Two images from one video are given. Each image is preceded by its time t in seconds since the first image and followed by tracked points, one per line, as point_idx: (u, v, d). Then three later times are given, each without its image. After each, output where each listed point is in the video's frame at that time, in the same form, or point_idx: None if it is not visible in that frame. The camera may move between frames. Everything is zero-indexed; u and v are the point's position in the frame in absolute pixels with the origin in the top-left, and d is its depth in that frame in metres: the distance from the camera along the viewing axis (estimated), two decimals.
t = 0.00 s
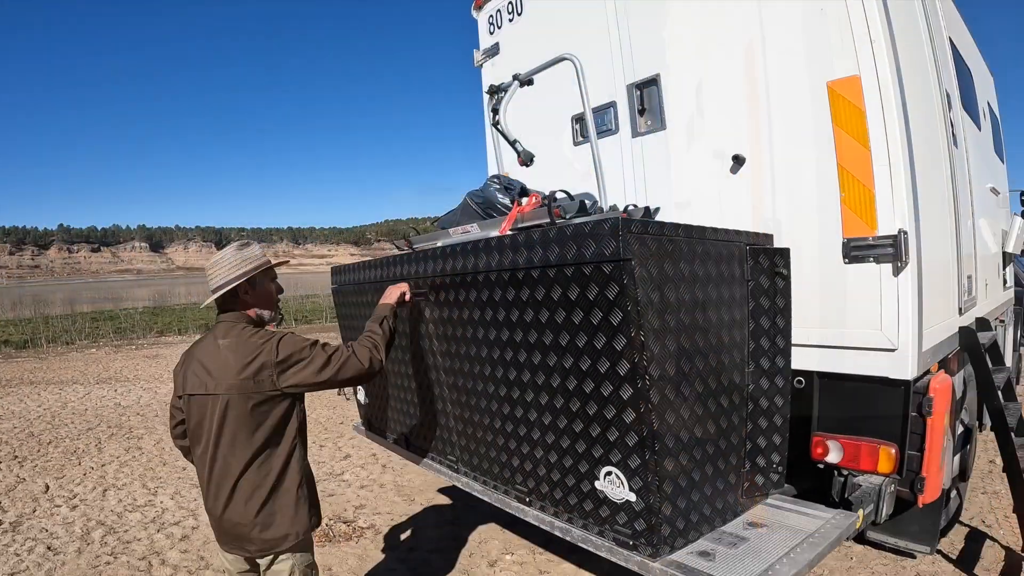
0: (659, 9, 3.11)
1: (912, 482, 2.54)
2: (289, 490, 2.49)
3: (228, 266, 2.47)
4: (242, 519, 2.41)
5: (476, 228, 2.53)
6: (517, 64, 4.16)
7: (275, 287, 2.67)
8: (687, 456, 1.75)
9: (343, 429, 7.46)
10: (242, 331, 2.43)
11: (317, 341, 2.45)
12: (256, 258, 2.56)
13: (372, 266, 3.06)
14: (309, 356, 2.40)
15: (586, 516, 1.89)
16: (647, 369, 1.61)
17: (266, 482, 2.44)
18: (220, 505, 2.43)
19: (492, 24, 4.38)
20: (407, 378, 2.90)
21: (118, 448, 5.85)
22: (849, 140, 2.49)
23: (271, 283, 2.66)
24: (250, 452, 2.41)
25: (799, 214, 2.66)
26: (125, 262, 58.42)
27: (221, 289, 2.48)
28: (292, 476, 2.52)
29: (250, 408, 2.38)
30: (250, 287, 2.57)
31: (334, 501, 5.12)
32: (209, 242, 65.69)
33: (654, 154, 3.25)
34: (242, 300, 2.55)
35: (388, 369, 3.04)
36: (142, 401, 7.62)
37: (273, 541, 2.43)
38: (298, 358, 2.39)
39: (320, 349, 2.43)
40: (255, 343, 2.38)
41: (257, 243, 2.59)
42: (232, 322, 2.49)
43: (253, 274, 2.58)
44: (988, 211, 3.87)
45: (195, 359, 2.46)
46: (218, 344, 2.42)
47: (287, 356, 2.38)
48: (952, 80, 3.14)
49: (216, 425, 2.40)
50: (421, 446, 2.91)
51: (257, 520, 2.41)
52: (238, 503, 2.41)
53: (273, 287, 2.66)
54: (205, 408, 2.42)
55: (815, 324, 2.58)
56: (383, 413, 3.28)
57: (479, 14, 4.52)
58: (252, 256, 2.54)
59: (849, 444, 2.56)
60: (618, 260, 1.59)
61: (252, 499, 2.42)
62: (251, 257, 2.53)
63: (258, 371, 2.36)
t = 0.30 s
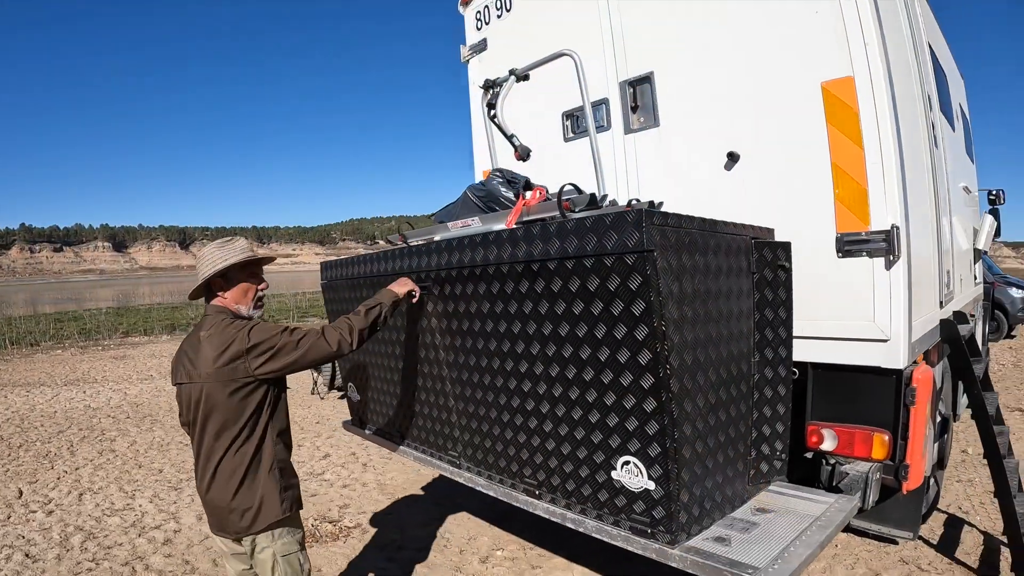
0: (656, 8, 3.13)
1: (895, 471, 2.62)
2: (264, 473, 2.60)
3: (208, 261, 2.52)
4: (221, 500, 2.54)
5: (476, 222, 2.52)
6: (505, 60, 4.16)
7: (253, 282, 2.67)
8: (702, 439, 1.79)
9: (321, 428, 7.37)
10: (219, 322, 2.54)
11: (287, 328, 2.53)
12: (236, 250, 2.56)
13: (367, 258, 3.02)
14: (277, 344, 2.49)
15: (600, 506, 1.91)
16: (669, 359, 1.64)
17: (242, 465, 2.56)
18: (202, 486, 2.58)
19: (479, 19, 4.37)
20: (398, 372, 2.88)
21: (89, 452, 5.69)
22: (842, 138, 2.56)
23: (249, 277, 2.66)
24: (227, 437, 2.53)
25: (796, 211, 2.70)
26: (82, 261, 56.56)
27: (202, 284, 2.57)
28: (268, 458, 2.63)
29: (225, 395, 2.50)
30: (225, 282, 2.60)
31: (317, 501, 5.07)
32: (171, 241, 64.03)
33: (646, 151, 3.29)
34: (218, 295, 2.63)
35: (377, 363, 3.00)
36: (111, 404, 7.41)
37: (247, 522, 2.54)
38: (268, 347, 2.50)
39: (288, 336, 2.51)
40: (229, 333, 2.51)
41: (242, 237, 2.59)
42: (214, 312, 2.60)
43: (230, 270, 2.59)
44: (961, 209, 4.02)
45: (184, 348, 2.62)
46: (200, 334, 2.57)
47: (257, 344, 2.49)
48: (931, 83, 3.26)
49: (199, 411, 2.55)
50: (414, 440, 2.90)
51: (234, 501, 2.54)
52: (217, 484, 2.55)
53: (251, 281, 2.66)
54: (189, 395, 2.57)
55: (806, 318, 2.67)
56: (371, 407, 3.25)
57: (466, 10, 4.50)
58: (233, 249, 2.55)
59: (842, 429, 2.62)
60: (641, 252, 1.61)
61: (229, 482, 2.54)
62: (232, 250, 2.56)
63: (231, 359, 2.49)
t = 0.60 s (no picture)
0: (655, 7, 3.22)
1: (875, 453, 2.74)
2: (256, 457, 2.60)
3: (213, 251, 2.53)
4: (214, 482, 2.56)
5: (482, 216, 2.58)
6: (495, 61, 4.24)
7: (255, 274, 2.66)
8: (713, 419, 1.91)
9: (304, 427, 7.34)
10: (220, 310, 2.56)
11: (285, 318, 2.56)
12: (241, 242, 2.56)
13: (367, 252, 3.04)
14: (273, 334, 2.52)
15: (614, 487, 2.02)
16: (686, 342, 1.76)
17: (234, 449, 2.57)
18: (197, 468, 2.60)
19: (468, 19, 4.43)
20: (397, 362, 2.92)
21: (66, 456, 5.60)
22: (830, 138, 2.69)
23: (252, 269, 2.65)
24: (222, 421, 2.55)
25: (784, 208, 2.83)
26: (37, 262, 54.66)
27: (205, 273, 2.58)
28: (262, 443, 2.63)
29: (220, 380, 2.53)
30: (227, 273, 2.61)
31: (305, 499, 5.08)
32: (132, 241, 62.29)
33: (637, 150, 3.39)
34: (221, 286, 2.64)
35: (374, 354, 3.04)
36: (85, 407, 7.29)
37: (238, 505, 2.55)
38: (264, 334, 2.51)
39: (285, 326, 2.54)
40: (227, 320, 2.53)
41: (248, 230, 2.59)
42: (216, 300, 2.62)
43: (233, 262, 2.59)
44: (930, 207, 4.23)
45: (187, 333, 2.65)
46: (201, 320, 2.60)
47: (253, 332, 2.51)
48: (905, 86, 3.44)
49: (196, 395, 2.58)
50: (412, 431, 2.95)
51: (227, 484, 2.55)
52: (211, 467, 2.57)
53: (254, 273, 2.65)
54: (188, 379, 2.60)
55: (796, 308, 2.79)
56: (365, 401, 3.27)
57: (455, 9, 4.56)
58: (239, 241, 2.56)
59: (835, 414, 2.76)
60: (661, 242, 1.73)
61: (222, 465, 2.56)
62: (236, 241, 2.56)
63: (227, 346, 2.51)
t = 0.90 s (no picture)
0: (654, 8, 3.30)
1: (860, 440, 2.90)
2: (259, 455, 2.56)
3: (226, 247, 2.57)
4: (217, 478, 2.54)
5: (488, 212, 2.63)
6: (489, 61, 4.30)
7: (267, 271, 2.70)
8: (722, 406, 2.00)
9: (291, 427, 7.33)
10: (229, 307, 2.59)
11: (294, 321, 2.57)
12: (255, 237, 2.61)
13: (366, 248, 3.06)
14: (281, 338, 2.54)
15: (627, 473, 2.12)
16: (698, 333, 1.85)
17: (237, 446, 2.54)
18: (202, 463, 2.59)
19: (462, 19, 4.48)
20: (399, 357, 2.96)
21: (49, 459, 5.53)
22: (820, 139, 2.81)
23: (263, 265, 2.70)
24: (226, 418, 2.55)
25: (776, 206, 2.94)
26: None
27: (218, 269, 2.62)
28: (266, 441, 2.59)
29: (225, 379, 2.53)
30: (239, 268, 2.65)
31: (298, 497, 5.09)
32: (99, 241, 60.78)
33: (632, 150, 3.47)
34: (233, 281, 2.68)
35: (373, 350, 3.04)
36: (65, 410, 7.18)
37: (238, 504, 2.51)
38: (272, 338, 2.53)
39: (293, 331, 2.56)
40: (236, 318, 2.54)
41: (261, 226, 2.64)
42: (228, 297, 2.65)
43: (245, 257, 2.63)
44: (907, 206, 4.41)
45: (198, 328, 2.68)
46: (211, 317, 2.62)
47: (261, 333, 2.52)
48: (887, 88, 3.59)
49: (204, 391, 2.59)
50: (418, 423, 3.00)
51: (229, 480, 2.52)
52: (215, 462, 2.55)
53: (266, 269, 2.70)
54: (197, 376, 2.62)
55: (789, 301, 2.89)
56: (364, 397, 3.30)
57: (448, 9, 4.61)
58: (252, 237, 2.60)
59: (824, 400, 2.90)
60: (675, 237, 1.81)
61: (225, 461, 2.54)
62: (249, 237, 2.61)
63: (234, 345, 2.52)
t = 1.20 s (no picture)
0: (655, 8, 3.36)
1: (851, 433, 3.01)
2: (266, 462, 2.49)
3: (228, 243, 2.48)
4: (223, 482, 2.49)
5: (497, 209, 2.66)
6: (487, 60, 4.32)
7: (270, 267, 2.61)
8: (735, 398, 2.05)
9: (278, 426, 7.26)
10: (232, 306, 2.50)
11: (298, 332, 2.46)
12: (258, 233, 2.51)
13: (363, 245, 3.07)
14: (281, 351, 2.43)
15: (642, 465, 2.17)
16: (710, 329, 1.89)
17: (242, 453, 2.46)
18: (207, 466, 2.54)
19: (459, 18, 4.50)
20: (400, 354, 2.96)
21: (31, 462, 5.41)
22: (818, 140, 2.89)
23: (266, 262, 2.60)
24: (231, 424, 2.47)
25: (775, 205, 3.02)
26: None
27: (219, 265, 2.53)
28: (272, 448, 2.51)
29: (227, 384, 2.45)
30: (242, 265, 2.56)
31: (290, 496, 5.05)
32: (68, 240, 59.33)
33: (632, 149, 3.52)
34: (235, 279, 2.59)
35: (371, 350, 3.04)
36: (44, 411, 7.02)
37: (244, 510, 2.47)
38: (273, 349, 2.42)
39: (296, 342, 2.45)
40: (238, 322, 2.44)
41: (266, 219, 2.55)
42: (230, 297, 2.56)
43: (248, 253, 2.54)
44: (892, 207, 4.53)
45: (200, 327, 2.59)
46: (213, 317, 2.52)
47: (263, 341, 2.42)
48: (876, 91, 3.69)
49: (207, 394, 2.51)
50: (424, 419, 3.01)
51: (235, 485, 2.47)
52: (220, 466, 2.49)
53: (268, 266, 2.60)
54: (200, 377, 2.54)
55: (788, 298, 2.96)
56: (365, 394, 3.30)
57: (444, 7, 4.62)
58: (254, 233, 2.50)
59: (821, 393, 2.98)
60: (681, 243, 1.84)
61: (230, 467, 2.47)
62: (251, 233, 2.51)
63: (234, 352, 2.43)
